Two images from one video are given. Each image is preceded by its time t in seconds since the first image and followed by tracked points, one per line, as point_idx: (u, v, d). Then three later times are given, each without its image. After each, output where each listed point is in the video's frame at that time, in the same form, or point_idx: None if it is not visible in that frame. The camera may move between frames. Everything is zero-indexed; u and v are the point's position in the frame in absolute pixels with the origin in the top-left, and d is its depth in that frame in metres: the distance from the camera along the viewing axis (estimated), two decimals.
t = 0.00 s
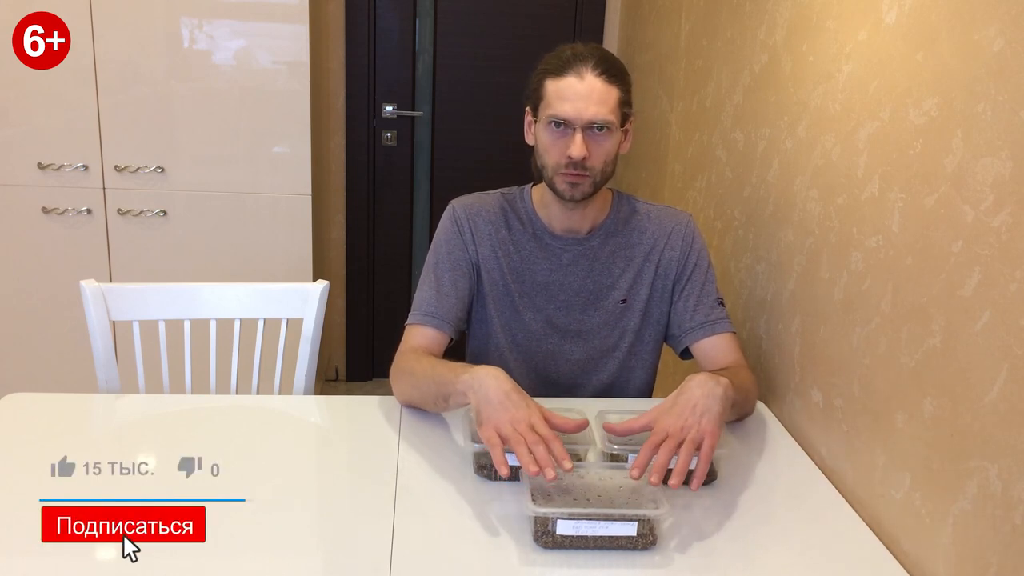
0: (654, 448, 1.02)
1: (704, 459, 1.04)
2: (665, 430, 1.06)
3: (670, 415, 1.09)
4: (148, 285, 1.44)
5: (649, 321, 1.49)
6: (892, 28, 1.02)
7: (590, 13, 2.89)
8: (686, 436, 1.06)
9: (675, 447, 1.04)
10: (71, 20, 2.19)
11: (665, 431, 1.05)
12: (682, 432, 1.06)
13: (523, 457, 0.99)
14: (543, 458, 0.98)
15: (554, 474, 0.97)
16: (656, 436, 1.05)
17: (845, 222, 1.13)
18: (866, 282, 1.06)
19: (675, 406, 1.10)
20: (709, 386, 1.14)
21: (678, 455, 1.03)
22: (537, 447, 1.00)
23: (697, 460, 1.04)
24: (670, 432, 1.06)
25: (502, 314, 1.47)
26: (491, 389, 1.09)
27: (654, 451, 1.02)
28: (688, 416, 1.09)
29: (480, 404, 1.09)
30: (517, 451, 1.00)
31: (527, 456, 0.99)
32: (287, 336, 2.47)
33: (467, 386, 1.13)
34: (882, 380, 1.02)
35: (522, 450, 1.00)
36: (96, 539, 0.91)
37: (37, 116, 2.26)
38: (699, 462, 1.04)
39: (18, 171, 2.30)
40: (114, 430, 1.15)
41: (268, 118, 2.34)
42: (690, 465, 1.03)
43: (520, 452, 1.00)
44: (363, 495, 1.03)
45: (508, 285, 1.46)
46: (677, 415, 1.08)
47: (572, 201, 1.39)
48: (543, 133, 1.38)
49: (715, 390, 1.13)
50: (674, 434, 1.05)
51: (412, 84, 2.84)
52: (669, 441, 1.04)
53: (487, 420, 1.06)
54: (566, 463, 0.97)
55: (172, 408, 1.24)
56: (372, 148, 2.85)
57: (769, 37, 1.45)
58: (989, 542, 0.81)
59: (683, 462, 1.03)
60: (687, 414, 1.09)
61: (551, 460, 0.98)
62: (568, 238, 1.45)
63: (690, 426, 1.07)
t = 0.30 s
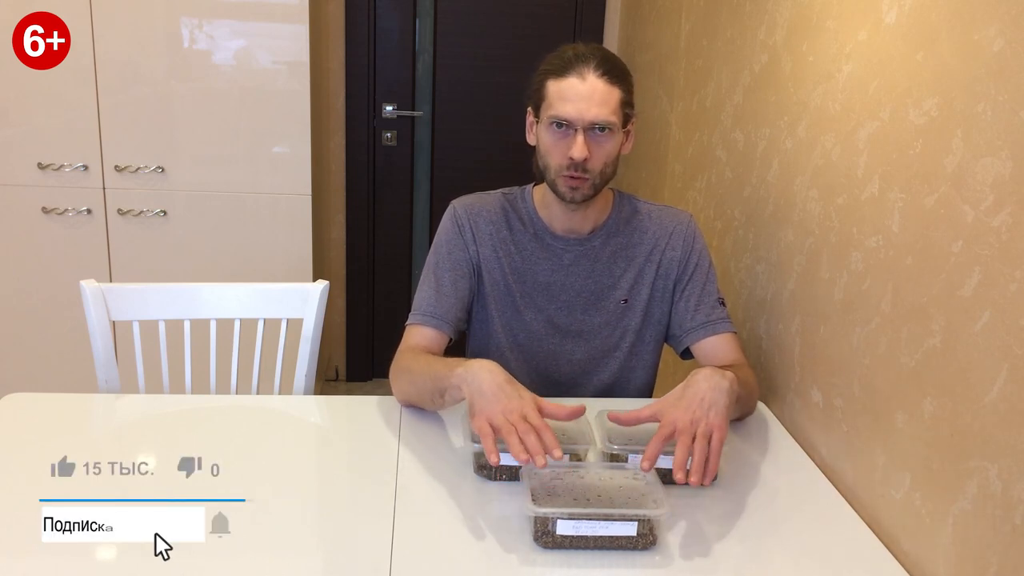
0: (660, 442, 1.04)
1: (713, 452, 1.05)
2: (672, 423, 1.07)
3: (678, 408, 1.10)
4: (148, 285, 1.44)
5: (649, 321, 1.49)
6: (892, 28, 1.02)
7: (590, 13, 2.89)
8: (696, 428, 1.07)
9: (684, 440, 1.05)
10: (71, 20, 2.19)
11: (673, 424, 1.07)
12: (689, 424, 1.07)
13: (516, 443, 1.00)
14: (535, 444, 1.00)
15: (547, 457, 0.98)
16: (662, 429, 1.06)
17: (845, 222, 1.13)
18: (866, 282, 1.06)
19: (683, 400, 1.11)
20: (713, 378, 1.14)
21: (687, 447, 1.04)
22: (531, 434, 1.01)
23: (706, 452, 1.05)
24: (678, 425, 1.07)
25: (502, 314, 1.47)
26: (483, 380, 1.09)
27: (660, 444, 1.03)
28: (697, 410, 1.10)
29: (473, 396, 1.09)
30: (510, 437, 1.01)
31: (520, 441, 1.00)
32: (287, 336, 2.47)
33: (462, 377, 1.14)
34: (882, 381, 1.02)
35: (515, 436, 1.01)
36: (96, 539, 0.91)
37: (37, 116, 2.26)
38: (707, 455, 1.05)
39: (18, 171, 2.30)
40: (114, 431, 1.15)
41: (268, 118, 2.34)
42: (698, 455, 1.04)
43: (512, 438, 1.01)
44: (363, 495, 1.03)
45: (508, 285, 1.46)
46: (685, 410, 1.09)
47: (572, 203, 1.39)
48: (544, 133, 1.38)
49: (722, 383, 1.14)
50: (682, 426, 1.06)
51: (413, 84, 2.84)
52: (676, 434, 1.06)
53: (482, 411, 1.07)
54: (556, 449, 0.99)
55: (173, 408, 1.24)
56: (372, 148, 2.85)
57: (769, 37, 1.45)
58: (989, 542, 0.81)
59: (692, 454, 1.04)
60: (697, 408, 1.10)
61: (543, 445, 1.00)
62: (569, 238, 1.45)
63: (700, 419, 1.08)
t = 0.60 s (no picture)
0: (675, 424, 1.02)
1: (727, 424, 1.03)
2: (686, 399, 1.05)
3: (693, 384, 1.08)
4: (148, 285, 1.44)
5: (649, 321, 1.49)
6: (892, 28, 1.02)
7: (590, 13, 2.89)
8: (709, 400, 1.04)
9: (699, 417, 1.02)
10: (71, 20, 2.19)
11: (687, 401, 1.05)
12: (705, 396, 1.04)
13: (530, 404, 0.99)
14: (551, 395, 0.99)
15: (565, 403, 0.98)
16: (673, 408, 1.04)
17: (845, 222, 1.13)
18: (866, 282, 1.06)
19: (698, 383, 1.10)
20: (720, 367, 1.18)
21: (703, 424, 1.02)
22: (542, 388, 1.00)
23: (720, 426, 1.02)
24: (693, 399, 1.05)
25: (502, 314, 1.47)
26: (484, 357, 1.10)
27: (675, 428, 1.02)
28: (710, 385, 1.08)
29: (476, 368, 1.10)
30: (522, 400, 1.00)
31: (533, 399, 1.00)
32: (287, 336, 2.47)
33: (461, 367, 1.14)
34: (882, 380, 1.02)
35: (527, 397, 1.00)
36: (97, 539, 0.91)
37: (36, 116, 2.26)
38: (722, 429, 1.02)
39: (18, 171, 2.30)
40: (114, 430, 1.15)
41: (268, 118, 2.34)
42: (713, 433, 1.01)
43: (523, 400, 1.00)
44: (363, 495, 1.03)
45: (508, 285, 1.46)
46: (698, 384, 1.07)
47: (573, 202, 1.39)
48: (545, 133, 1.38)
49: (728, 369, 1.18)
50: (697, 400, 1.04)
51: (413, 84, 2.84)
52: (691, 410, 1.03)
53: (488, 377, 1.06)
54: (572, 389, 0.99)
55: (173, 408, 1.24)
56: (372, 148, 2.85)
57: (769, 37, 1.45)
58: (990, 542, 0.81)
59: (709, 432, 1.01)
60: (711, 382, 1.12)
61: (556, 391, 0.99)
62: (569, 238, 1.45)
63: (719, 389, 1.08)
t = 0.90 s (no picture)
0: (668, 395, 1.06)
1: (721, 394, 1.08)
2: (687, 368, 1.07)
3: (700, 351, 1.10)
4: (148, 285, 1.44)
5: (649, 321, 1.49)
6: (892, 28, 1.02)
7: (590, 13, 2.89)
8: (711, 372, 1.07)
9: (694, 386, 1.07)
10: (71, 20, 2.19)
11: (687, 370, 1.07)
12: (707, 368, 1.07)
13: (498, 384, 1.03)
14: (522, 381, 1.02)
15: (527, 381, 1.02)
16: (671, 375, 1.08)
17: (845, 222, 1.13)
18: (866, 282, 1.06)
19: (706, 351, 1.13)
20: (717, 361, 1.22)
21: (696, 393, 1.07)
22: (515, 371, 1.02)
23: (712, 395, 1.08)
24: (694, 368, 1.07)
25: (502, 314, 1.47)
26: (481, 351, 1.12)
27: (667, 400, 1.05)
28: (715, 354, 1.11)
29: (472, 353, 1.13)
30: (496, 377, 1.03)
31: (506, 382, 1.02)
32: (287, 336, 2.47)
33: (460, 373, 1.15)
34: (881, 381, 1.02)
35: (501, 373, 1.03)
36: (97, 539, 0.91)
37: (36, 116, 2.26)
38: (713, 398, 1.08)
39: (18, 171, 2.30)
40: (114, 431, 1.15)
41: (268, 118, 2.34)
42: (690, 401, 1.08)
43: (495, 375, 1.03)
44: (363, 495, 1.03)
45: (508, 285, 1.46)
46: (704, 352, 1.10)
47: (571, 200, 1.39)
48: (543, 131, 1.38)
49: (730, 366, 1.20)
50: (698, 371, 1.07)
51: (412, 84, 2.84)
52: (690, 379, 1.07)
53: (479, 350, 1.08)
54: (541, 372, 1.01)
55: (173, 408, 1.24)
56: (372, 148, 2.85)
57: (769, 37, 1.45)
58: (990, 542, 0.81)
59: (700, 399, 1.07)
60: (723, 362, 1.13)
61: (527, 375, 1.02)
62: (568, 238, 1.45)
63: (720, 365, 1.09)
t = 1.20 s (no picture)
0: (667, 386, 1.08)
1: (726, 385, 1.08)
2: (688, 359, 1.07)
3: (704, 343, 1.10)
4: (148, 285, 1.44)
5: (649, 320, 1.49)
6: (892, 27, 1.02)
7: (590, 13, 2.89)
8: (714, 364, 1.07)
9: (696, 377, 1.07)
10: (71, 20, 2.19)
11: (689, 361, 1.07)
12: (709, 359, 1.07)
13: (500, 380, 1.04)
14: (525, 377, 1.02)
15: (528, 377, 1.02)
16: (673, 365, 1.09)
17: (845, 222, 1.13)
18: (866, 282, 1.06)
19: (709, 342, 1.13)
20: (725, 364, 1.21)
21: (698, 383, 1.07)
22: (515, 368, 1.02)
23: (716, 386, 1.08)
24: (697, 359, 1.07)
25: (502, 314, 1.47)
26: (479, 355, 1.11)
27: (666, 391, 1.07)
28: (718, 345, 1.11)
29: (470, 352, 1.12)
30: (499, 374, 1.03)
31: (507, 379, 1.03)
32: (287, 336, 2.47)
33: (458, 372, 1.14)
34: (882, 381, 1.02)
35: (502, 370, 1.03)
36: (97, 539, 0.91)
37: (36, 116, 2.26)
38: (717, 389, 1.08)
39: (18, 171, 2.30)
40: (114, 431, 1.15)
41: (268, 118, 2.34)
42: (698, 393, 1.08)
43: (498, 371, 1.03)
44: (363, 495, 1.03)
45: (508, 285, 1.46)
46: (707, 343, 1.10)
47: (571, 198, 1.39)
48: (542, 130, 1.38)
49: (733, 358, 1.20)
50: (700, 362, 1.07)
51: (412, 84, 2.84)
52: (691, 371, 1.07)
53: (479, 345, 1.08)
54: (541, 368, 1.00)
55: (173, 408, 1.24)
56: (372, 148, 2.85)
57: (769, 37, 1.45)
58: (989, 542, 0.81)
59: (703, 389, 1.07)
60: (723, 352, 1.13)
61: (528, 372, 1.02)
62: (569, 237, 1.45)
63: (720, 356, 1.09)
